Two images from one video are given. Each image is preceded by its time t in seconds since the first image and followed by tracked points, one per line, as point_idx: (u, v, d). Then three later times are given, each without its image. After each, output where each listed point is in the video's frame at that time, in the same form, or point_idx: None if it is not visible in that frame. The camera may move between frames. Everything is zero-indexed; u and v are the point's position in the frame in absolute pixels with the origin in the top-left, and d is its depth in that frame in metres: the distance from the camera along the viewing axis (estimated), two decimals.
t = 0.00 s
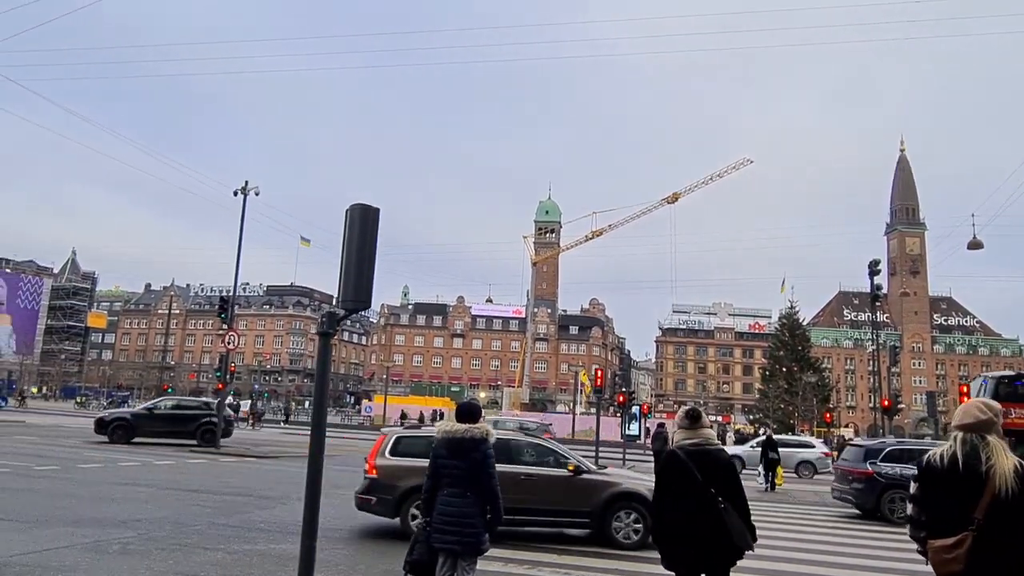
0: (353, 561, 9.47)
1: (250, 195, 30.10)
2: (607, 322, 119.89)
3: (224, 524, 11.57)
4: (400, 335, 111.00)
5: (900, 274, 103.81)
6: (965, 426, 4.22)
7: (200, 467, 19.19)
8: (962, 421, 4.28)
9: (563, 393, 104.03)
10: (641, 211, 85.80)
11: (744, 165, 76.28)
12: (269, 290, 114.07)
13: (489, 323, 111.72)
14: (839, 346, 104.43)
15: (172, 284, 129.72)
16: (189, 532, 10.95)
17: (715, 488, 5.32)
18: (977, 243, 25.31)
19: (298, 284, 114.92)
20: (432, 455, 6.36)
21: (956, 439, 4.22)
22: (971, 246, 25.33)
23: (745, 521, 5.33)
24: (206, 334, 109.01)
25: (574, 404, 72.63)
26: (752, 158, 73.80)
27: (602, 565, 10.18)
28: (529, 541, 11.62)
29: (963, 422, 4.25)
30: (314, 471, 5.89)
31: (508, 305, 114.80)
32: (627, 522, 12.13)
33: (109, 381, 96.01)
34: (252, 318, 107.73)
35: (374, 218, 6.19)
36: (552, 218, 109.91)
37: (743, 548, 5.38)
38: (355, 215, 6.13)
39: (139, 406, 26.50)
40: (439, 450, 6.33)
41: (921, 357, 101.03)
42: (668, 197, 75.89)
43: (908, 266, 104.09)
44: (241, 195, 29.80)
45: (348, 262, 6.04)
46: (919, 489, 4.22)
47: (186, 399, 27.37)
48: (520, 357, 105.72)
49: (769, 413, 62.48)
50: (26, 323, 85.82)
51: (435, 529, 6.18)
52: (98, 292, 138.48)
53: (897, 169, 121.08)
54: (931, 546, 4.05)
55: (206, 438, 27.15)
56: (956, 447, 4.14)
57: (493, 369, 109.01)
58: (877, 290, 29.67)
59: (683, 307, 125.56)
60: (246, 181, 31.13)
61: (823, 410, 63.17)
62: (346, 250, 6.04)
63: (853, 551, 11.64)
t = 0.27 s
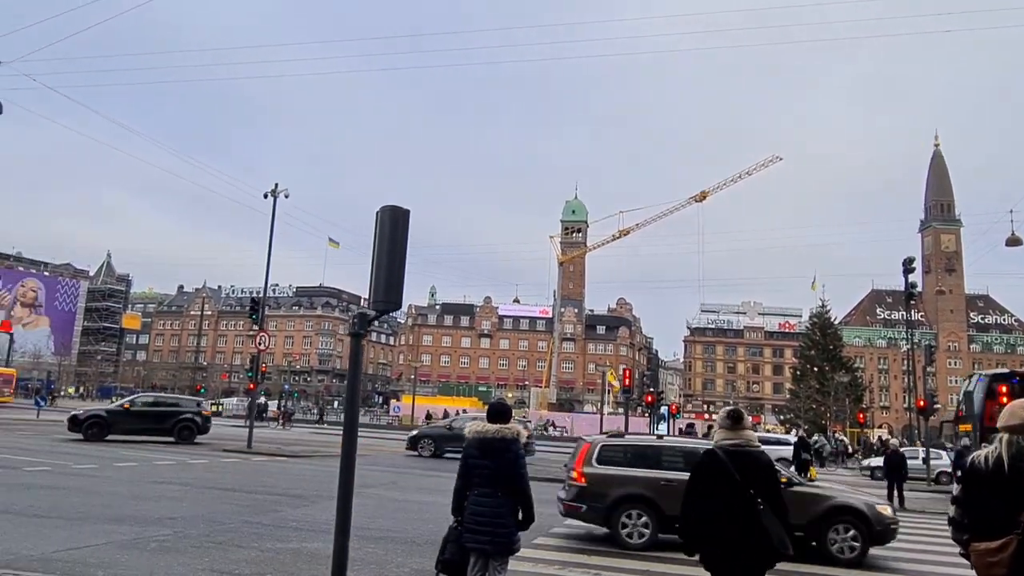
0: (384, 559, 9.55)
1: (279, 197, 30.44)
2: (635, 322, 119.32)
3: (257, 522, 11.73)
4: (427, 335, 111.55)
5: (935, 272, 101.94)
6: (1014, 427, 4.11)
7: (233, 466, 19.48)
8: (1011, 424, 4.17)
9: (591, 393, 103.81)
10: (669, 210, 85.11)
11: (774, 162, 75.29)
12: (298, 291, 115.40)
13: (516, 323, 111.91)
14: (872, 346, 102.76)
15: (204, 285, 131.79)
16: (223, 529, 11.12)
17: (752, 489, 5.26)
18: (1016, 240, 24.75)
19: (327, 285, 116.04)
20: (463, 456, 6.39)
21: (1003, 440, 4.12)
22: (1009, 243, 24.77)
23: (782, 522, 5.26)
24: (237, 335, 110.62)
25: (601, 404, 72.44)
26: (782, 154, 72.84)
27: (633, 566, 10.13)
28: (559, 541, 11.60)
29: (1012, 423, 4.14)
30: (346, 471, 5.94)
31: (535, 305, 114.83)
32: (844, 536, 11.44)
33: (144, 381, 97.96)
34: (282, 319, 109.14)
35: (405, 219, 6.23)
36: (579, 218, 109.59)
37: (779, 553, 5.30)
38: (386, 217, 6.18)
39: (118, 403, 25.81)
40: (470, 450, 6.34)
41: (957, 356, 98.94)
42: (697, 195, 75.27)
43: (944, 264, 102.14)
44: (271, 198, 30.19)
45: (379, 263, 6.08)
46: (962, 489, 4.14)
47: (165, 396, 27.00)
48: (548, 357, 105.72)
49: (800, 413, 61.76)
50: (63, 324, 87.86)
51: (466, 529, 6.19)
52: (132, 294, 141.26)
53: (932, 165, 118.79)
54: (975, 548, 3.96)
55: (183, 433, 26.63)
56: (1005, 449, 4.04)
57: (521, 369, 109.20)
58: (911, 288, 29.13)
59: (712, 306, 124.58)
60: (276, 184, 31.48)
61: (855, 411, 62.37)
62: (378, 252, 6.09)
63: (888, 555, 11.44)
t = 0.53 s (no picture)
0: (424, 557, 9.59)
1: (317, 200, 30.84)
2: (671, 321, 118.23)
3: (298, 519, 11.91)
4: (463, 335, 111.99)
5: (983, 269, 99.02)
6: None
7: (276, 465, 19.84)
8: None
9: (627, 393, 103.18)
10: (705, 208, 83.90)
11: (812, 158, 73.57)
12: (335, 291, 116.87)
13: (551, 323, 111.83)
14: (917, 345, 100.25)
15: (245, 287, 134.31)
16: (266, 526, 11.33)
17: (805, 491, 5.19)
18: None
19: (364, 286, 117.29)
20: (504, 455, 6.41)
21: None
22: None
23: (834, 525, 5.16)
24: (277, 335, 112.52)
25: (638, 404, 71.96)
26: (821, 149, 71.25)
27: (672, 568, 10.03)
28: (597, 542, 11.55)
29: None
30: (388, 470, 6.01)
31: (570, 305, 114.52)
32: None
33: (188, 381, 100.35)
34: (320, 319, 110.69)
35: (444, 219, 6.27)
36: (613, 217, 108.91)
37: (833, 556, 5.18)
38: (425, 218, 6.23)
39: (99, 398, 25.11)
40: (510, 450, 6.36)
41: (1008, 355, 95.75)
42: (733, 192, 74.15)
43: (992, 260, 99.19)
44: (309, 201, 30.56)
45: (418, 262, 6.13)
46: None
47: (149, 392, 26.39)
48: (583, 357, 105.39)
49: (842, 414, 60.55)
50: (110, 326, 90.44)
51: (507, 528, 6.21)
52: (176, 296, 144.68)
53: (980, 158, 115.18)
54: None
55: (166, 431, 25.81)
56: None
57: (556, 369, 109.13)
58: (959, 284, 28.28)
59: (750, 305, 122.96)
60: (313, 187, 31.90)
61: (900, 411, 60.91)
62: (417, 253, 6.14)
63: (938, 561, 11.10)
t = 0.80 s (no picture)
0: (465, 556, 9.65)
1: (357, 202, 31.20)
2: (710, 321, 116.81)
3: (342, 518, 12.07)
4: (500, 335, 112.21)
5: None
6: None
7: (317, 463, 20.12)
8: None
9: (666, 393, 102.31)
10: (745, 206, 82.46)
11: (857, 153, 71.75)
12: (374, 292, 118.07)
13: (588, 322, 111.39)
14: (967, 344, 97.37)
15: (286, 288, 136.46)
16: (311, 524, 11.50)
17: (861, 493, 5.07)
18: None
19: (402, 287, 118.32)
20: (547, 454, 6.39)
21: None
22: None
23: (891, 528, 5.03)
24: (317, 336, 114.14)
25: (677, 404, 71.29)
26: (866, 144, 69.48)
27: (716, 570, 9.92)
28: (638, 543, 11.49)
29: None
30: (431, 470, 6.05)
31: (607, 305, 113.96)
32: None
33: (232, 380, 102.45)
34: (359, 320, 111.95)
35: (485, 221, 6.27)
36: (651, 215, 107.92)
37: (889, 559, 5.07)
38: (466, 219, 6.24)
39: (79, 394, 24.90)
40: (553, 449, 6.35)
41: None
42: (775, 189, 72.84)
43: None
44: (349, 203, 30.94)
45: (460, 263, 6.15)
46: None
47: (130, 390, 26.23)
48: (621, 357, 104.79)
49: (888, 415, 59.15)
50: (156, 326, 92.77)
51: (550, 529, 6.20)
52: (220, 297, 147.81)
53: None
54: None
55: (150, 428, 25.85)
56: None
57: (593, 369, 108.65)
58: (1012, 283, 27.42)
59: (791, 304, 120.87)
60: (353, 189, 32.27)
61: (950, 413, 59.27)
62: (459, 254, 6.16)
63: (992, 566, 10.78)
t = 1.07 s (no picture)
0: (502, 555, 9.67)
1: (390, 204, 31.45)
2: (744, 319, 115.41)
3: (378, 516, 12.17)
4: (532, 335, 112.28)
5: None
6: None
7: (352, 462, 20.33)
8: None
9: (699, 393, 101.33)
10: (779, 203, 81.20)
11: (895, 147, 70.13)
12: (406, 293, 118.88)
13: (620, 322, 110.83)
14: (1011, 342, 94.83)
15: (319, 289, 138.12)
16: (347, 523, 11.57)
17: (903, 494, 4.96)
18: None
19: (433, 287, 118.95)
20: (583, 454, 6.37)
21: None
22: None
23: (935, 530, 4.92)
24: (350, 336, 115.37)
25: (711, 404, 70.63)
26: (905, 138, 67.89)
27: (753, 571, 9.81)
28: (674, 544, 11.40)
29: None
30: (468, 469, 6.05)
31: (639, 304, 113.32)
32: None
33: (267, 380, 104.01)
34: (391, 319, 112.85)
35: (520, 221, 6.26)
36: (683, 213, 106.98)
37: (933, 562, 4.95)
38: (501, 219, 6.24)
39: (49, 388, 24.44)
40: (590, 449, 6.32)
41: None
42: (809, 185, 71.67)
43: None
44: (382, 204, 31.21)
45: (496, 262, 6.16)
46: None
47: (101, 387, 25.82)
48: (654, 356, 104.13)
49: (929, 415, 57.91)
50: (194, 327, 94.59)
51: (588, 529, 6.18)
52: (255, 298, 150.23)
53: None
54: None
55: (121, 424, 25.35)
56: None
57: (625, 368, 108.09)
58: None
59: (827, 301, 118.96)
60: (385, 191, 32.52)
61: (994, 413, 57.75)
62: (494, 253, 6.17)
63: None
